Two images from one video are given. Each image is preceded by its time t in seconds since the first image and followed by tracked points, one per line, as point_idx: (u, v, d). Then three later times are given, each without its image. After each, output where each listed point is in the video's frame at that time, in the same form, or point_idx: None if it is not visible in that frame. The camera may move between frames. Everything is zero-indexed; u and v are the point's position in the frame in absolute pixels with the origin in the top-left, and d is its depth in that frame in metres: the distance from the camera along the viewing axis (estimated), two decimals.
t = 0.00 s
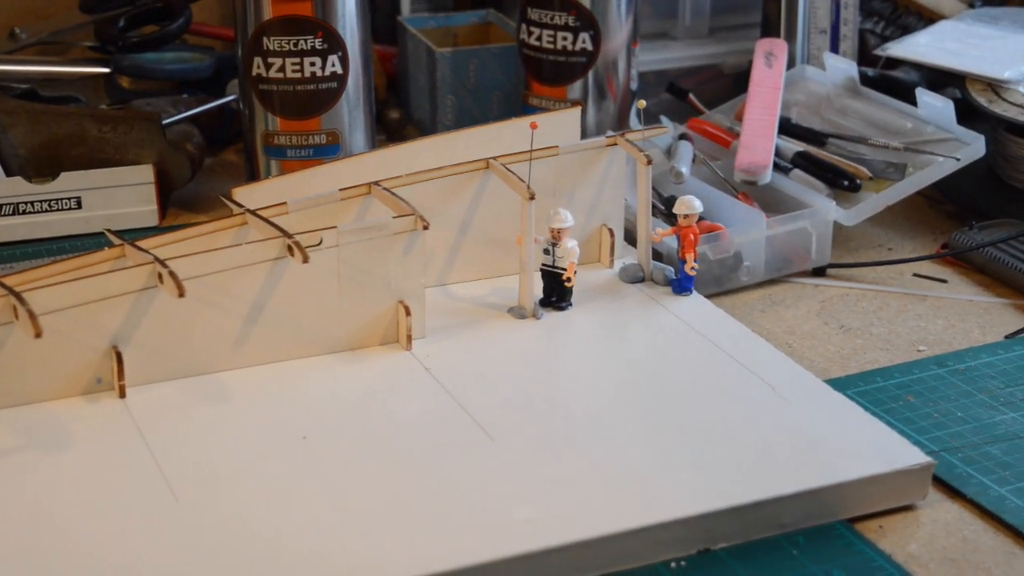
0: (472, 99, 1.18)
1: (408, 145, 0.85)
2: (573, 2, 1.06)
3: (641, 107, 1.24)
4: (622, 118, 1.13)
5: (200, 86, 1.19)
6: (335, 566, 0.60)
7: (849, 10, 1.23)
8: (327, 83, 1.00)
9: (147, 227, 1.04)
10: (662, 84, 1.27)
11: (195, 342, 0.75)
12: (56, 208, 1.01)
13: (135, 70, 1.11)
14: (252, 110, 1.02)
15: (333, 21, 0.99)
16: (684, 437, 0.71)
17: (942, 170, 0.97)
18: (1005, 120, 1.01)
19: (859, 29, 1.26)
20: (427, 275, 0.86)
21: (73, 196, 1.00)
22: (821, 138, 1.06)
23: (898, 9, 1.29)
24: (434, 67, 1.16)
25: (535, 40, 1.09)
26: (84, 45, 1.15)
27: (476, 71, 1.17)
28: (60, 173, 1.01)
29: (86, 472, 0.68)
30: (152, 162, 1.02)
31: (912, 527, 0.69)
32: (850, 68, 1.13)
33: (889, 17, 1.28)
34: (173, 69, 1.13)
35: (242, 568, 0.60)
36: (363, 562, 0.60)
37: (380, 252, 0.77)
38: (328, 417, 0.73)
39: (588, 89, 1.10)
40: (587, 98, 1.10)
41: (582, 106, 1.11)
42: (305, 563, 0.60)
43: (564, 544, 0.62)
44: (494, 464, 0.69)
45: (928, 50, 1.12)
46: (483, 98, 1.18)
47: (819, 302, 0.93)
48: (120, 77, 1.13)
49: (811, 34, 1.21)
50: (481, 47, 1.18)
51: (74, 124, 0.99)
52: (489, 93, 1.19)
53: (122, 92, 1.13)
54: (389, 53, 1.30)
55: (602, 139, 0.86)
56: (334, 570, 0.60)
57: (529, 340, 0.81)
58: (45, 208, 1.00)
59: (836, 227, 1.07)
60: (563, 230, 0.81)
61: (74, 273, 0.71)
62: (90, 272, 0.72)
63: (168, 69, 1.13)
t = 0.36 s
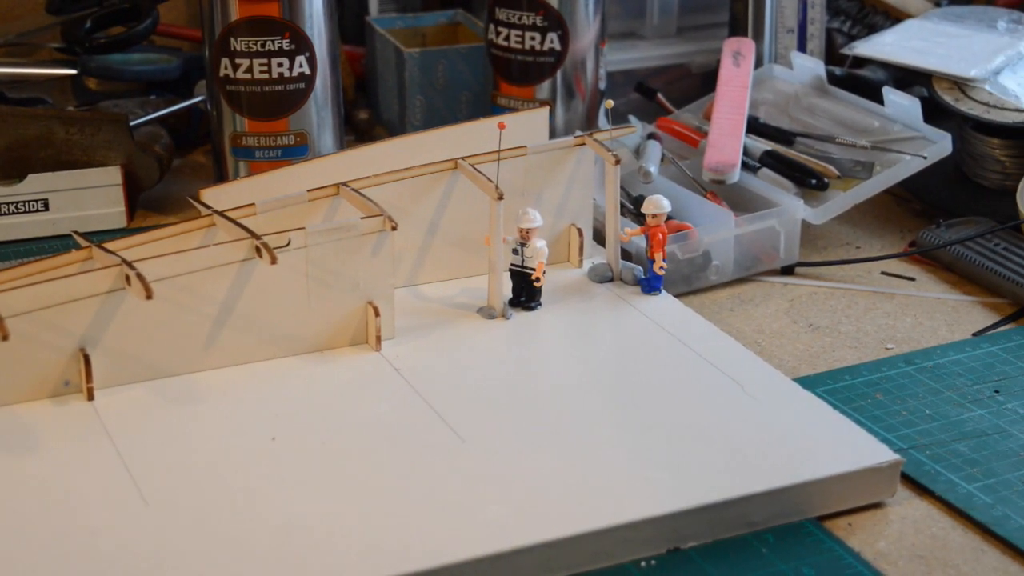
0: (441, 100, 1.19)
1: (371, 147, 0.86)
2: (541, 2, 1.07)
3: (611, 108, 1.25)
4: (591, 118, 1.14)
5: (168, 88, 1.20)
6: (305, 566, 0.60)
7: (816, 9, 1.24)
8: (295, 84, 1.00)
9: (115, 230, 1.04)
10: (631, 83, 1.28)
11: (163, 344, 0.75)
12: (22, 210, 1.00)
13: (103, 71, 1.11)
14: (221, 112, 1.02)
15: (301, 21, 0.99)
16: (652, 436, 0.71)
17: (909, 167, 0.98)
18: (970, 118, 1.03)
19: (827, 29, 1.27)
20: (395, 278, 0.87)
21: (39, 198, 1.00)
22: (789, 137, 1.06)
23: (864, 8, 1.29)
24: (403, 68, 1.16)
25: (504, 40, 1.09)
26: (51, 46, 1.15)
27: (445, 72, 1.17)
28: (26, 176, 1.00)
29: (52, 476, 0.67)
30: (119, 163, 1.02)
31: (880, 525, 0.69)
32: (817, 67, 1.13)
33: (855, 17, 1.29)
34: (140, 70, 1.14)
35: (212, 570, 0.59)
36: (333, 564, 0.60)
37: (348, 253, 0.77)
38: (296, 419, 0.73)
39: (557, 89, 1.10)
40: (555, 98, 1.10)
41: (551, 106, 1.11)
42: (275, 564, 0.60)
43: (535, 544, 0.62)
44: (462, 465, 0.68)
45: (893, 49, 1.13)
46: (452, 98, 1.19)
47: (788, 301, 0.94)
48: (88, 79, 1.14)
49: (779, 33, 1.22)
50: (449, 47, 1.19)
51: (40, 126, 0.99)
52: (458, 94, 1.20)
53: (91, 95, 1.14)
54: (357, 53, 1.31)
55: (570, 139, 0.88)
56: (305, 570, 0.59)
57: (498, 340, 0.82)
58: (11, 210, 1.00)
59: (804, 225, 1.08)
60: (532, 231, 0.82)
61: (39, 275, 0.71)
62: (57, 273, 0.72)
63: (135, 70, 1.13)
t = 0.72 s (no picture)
0: (438, 101, 1.19)
1: (369, 146, 0.86)
2: (538, 3, 1.07)
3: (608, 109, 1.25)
4: (588, 118, 1.14)
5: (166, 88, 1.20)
6: (303, 567, 0.60)
7: (812, 10, 1.24)
8: (292, 84, 1.00)
9: (111, 229, 1.04)
10: (628, 84, 1.28)
11: (160, 344, 0.75)
12: (19, 210, 1.01)
13: (100, 71, 1.12)
14: (218, 113, 1.02)
15: (298, 22, 0.99)
16: (649, 436, 0.71)
17: (906, 169, 0.98)
18: (968, 119, 1.03)
19: (823, 30, 1.27)
20: (393, 278, 0.87)
21: (37, 198, 1.00)
22: (786, 138, 1.07)
23: (861, 9, 1.29)
24: (400, 68, 1.16)
25: (501, 40, 1.09)
26: (49, 46, 1.15)
27: (443, 73, 1.17)
28: (24, 176, 1.00)
29: (49, 476, 0.67)
30: (116, 163, 1.02)
31: (877, 526, 0.69)
32: (813, 68, 1.13)
33: (852, 17, 1.29)
34: (138, 70, 1.14)
35: (210, 570, 0.59)
36: (331, 564, 0.60)
37: (345, 253, 0.77)
38: (293, 420, 0.73)
39: (553, 89, 1.10)
40: (552, 98, 1.11)
41: (548, 106, 1.11)
42: (272, 564, 0.60)
43: (533, 544, 0.62)
44: (458, 465, 0.68)
45: (890, 49, 1.13)
46: (449, 99, 1.19)
47: (785, 302, 0.94)
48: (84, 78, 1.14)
49: (776, 34, 1.22)
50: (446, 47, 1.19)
51: (37, 126, 0.98)
52: (455, 95, 1.20)
53: (88, 96, 1.14)
54: (354, 53, 1.31)
55: (567, 139, 0.88)
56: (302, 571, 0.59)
57: (495, 340, 0.82)
58: (8, 210, 1.00)
59: (801, 226, 1.08)
60: (528, 231, 0.81)
61: (36, 275, 0.71)
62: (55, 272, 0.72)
63: (132, 70, 1.13)
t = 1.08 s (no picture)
0: (438, 103, 1.19)
1: (368, 148, 0.86)
2: (538, 5, 1.07)
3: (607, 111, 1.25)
4: (587, 120, 1.14)
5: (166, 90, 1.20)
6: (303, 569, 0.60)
7: (812, 11, 1.24)
8: (292, 87, 1.00)
9: (111, 232, 1.04)
10: (628, 86, 1.28)
11: (160, 347, 0.75)
12: (19, 213, 1.01)
13: (99, 74, 1.12)
14: (218, 115, 1.02)
15: (298, 24, 0.99)
16: (649, 437, 0.71)
17: (905, 171, 0.98)
18: (967, 120, 1.03)
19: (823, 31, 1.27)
20: (393, 280, 0.87)
21: (37, 200, 1.00)
22: (786, 139, 1.07)
23: (861, 10, 1.30)
24: (400, 71, 1.16)
25: (500, 43, 1.10)
26: (49, 49, 1.15)
27: (442, 75, 1.17)
28: (23, 179, 1.00)
29: (49, 478, 0.67)
30: (116, 166, 1.02)
31: (877, 528, 0.69)
32: (813, 70, 1.13)
33: (852, 18, 1.29)
34: (138, 73, 1.14)
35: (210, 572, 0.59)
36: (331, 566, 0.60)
37: (345, 255, 0.77)
38: (292, 422, 0.73)
39: (553, 91, 1.10)
40: (551, 100, 1.11)
41: (548, 108, 1.11)
42: (273, 566, 0.60)
43: (533, 546, 0.62)
44: (458, 467, 0.68)
45: (890, 51, 1.13)
46: (448, 101, 1.19)
47: (784, 303, 0.94)
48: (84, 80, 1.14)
49: (775, 36, 1.23)
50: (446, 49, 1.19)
51: (34, 129, 0.99)
52: (455, 96, 1.20)
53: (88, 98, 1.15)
54: (354, 55, 1.31)
55: (567, 141, 0.88)
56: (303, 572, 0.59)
57: (495, 342, 0.82)
58: (8, 213, 1.00)
59: (801, 228, 1.08)
60: (528, 233, 0.81)
61: (37, 277, 0.71)
62: (56, 275, 0.72)
63: (132, 73, 1.13)
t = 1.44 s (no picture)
0: (438, 107, 1.19)
1: (369, 152, 0.86)
2: (537, 8, 1.07)
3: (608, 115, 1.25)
4: (588, 123, 1.14)
5: (166, 94, 1.20)
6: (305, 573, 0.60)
7: (812, 14, 1.24)
8: (293, 91, 1.00)
9: (111, 237, 1.04)
10: (628, 89, 1.28)
11: (161, 353, 0.75)
12: (20, 218, 1.01)
13: (100, 80, 1.11)
14: (219, 119, 1.02)
15: (299, 29, 0.99)
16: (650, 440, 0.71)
17: (906, 173, 0.98)
18: (967, 122, 1.03)
19: (823, 34, 1.27)
20: (394, 284, 0.87)
21: (37, 206, 1.00)
22: (786, 142, 1.07)
23: (861, 12, 1.30)
24: (400, 75, 1.17)
25: (501, 46, 1.10)
26: (49, 54, 1.15)
27: (442, 79, 1.18)
28: (24, 184, 1.00)
29: (51, 484, 0.67)
30: (116, 171, 1.02)
31: (879, 531, 0.69)
32: (813, 72, 1.13)
33: (852, 21, 1.29)
34: (139, 78, 1.14)
35: None
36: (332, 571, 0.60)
37: (346, 260, 0.77)
38: (293, 427, 0.73)
39: (553, 95, 1.10)
40: (552, 104, 1.11)
41: (548, 112, 1.11)
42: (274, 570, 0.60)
43: (534, 550, 0.62)
44: (460, 472, 0.68)
45: (890, 53, 1.13)
46: (449, 104, 1.19)
47: (785, 306, 0.94)
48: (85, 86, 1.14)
49: (776, 39, 1.23)
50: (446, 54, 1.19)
51: (36, 134, 0.98)
52: (455, 100, 1.20)
53: (87, 103, 1.15)
54: (354, 60, 1.31)
55: (567, 145, 0.88)
56: None
57: (496, 346, 0.82)
58: (9, 218, 1.00)
59: (801, 230, 1.08)
60: (529, 236, 0.82)
61: (39, 283, 0.71)
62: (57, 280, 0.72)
63: (133, 78, 1.13)
